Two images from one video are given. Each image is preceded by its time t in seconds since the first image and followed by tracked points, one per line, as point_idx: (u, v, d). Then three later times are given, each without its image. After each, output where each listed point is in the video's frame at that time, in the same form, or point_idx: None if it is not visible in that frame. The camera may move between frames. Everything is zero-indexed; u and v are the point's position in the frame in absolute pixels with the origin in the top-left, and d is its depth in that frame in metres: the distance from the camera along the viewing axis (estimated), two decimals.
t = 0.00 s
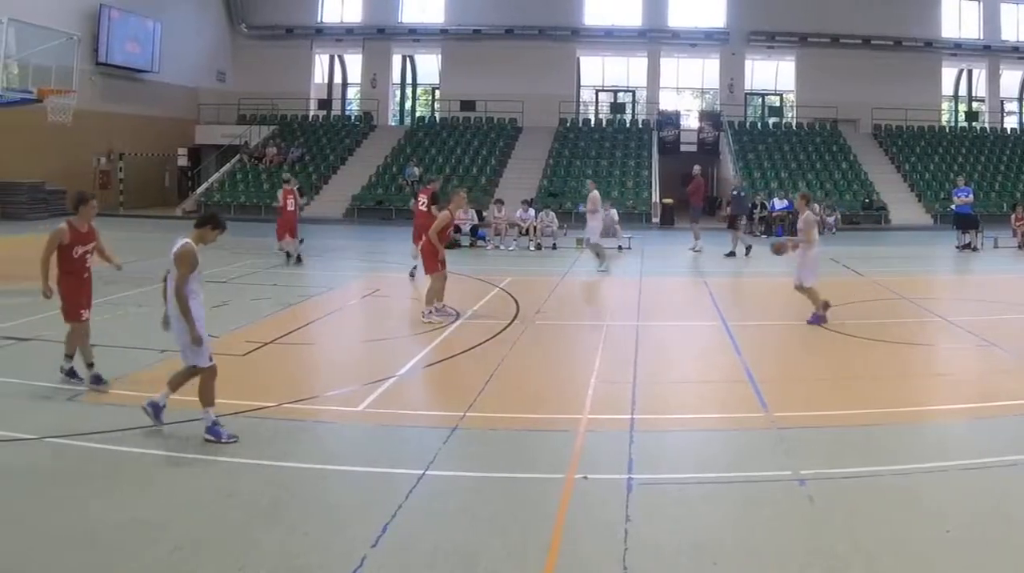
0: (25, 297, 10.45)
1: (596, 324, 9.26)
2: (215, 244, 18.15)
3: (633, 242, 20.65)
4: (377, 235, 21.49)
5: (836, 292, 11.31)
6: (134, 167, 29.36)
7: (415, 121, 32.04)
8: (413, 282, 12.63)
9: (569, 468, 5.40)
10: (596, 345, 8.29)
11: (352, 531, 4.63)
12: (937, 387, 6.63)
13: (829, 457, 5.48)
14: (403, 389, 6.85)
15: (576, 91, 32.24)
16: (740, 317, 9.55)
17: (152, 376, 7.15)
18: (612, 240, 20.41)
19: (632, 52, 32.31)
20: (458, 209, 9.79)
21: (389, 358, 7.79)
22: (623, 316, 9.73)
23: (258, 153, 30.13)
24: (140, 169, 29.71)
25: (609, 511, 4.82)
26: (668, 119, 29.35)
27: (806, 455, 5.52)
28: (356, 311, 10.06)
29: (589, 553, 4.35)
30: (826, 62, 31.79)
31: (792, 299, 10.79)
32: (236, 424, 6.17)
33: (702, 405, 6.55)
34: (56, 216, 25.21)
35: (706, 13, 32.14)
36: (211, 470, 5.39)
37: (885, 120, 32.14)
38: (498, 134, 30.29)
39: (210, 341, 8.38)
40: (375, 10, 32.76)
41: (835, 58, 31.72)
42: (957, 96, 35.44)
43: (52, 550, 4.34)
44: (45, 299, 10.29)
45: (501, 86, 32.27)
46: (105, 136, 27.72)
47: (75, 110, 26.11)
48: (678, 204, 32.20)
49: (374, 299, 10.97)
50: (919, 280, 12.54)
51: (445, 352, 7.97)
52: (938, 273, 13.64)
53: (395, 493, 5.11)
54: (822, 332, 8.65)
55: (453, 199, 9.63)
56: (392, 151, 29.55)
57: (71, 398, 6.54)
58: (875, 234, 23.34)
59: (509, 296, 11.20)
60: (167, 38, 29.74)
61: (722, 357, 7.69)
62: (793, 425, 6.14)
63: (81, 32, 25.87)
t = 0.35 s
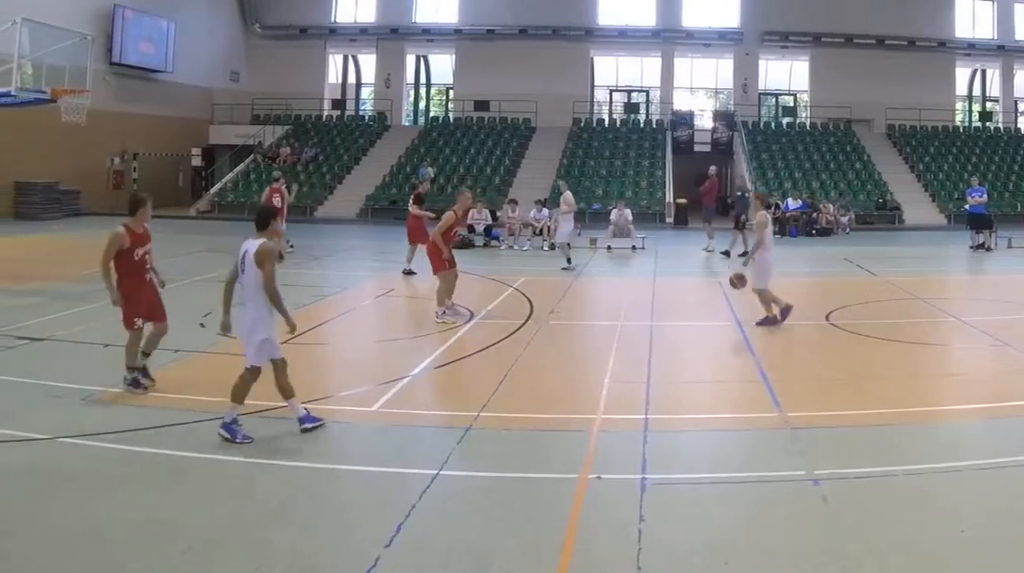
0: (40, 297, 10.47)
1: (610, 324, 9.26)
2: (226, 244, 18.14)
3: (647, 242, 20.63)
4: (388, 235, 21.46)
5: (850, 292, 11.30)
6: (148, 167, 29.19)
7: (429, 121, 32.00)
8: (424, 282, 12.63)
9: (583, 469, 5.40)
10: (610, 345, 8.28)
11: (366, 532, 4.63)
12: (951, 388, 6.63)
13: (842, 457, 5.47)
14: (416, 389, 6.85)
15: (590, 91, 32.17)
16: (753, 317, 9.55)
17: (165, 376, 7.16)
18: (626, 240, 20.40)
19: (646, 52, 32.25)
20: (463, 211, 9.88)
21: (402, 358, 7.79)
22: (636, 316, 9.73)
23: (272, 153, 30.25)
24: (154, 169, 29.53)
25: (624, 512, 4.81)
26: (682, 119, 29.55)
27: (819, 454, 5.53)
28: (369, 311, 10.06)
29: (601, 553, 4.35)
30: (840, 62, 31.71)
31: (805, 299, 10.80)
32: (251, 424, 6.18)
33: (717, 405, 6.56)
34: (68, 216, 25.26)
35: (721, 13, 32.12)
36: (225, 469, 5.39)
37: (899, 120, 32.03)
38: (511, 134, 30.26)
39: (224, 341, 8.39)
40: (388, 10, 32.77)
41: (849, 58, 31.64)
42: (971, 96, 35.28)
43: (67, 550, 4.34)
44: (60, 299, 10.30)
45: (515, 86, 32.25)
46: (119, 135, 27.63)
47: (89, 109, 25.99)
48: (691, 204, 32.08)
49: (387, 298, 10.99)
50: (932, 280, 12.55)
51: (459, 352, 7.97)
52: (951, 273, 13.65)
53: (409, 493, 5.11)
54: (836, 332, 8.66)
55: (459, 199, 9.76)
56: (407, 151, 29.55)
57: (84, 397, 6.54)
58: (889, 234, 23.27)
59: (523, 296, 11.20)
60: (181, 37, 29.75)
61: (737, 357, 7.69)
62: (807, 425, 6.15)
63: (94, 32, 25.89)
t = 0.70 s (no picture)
0: (53, 296, 10.48)
1: (622, 324, 9.27)
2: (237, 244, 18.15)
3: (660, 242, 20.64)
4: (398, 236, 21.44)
5: (862, 292, 11.30)
6: (160, 168, 29.33)
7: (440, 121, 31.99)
8: (434, 282, 12.63)
9: (595, 469, 5.40)
10: (624, 345, 8.28)
11: (378, 532, 4.63)
12: (965, 387, 6.63)
13: (854, 457, 5.48)
14: (429, 389, 6.84)
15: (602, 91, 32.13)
16: (765, 316, 9.56)
17: (177, 376, 7.16)
18: (639, 239, 20.40)
19: (658, 52, 32.22)
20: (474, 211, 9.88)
21: (415, 358, 7.79)
22: (648, 316, 9.74)
23: (284, 153, 30.08)
24: (167, 170, 29.68)
25: (636, 512, 4.81)
26: (694, 119, 29.35)
27: (831, 454, 5.52)
28: (382, 311, 10.06)
29: (614, 553, 4.35)
30: (852, 62, 31.65)
31: (818, 299, 10.79)
32: (263, 424, 6.18)
33: (730, 406, 6.56)
34: (80, 216, 25.26)
35: (733, 13, 32.09)
36: (237, 470, 5.38)
37: (911, 120, 31.93)
38: (523, 133, 30.25)
39: (238, 341, 8.39)
40: (401, 10, 32.76)
41: (862, 58, 31.58)
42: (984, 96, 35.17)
43: (79, 550, 4.34)
44: (72, 299, 10.30)
45: (528, 86, 32.21)
46: (131, 136, 27.73)
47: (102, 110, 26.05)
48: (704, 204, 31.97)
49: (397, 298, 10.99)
50: (944, 279, 12.55)
51: (472, 353, 7.96)
52: (964, 273, 13.65)
53: (421, 493, 5.11)
54: (849, 332, 8.66)
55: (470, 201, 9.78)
56: (419, 152, 29.51)
57: (96, 397, 6.54)
58: (901, 234, 23.21)
59: (536, 296, 11.20)
60: (194, 38, 29.82)
61: (749, 357, 7.69)
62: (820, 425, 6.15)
63: (107, 32, 25.93)
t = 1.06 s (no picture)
0: (68, 296, 10.49)
1: (635, 324, 9.27)
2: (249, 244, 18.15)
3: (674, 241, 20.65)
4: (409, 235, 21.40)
5: (875, 292, 11.30)
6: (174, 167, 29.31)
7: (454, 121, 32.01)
8: (444, 282, 12.63)
9: (609, 469, 5.40)
10: (637, 345, 8.27)
11: (392, 532, 4.63)
12: (980, 387, 6.62)
13: (867, 457, 5.48)
14: (442, 389, 6.84)
15: (617, 91, 32.04)
16: (779, 317, 9.56)
17: (190, 376, 7.16)
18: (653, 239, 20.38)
19: (672, 52, 32.13)
20: (486, 212, 9.97)
21: (428, 358, 7.78)
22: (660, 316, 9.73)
23: (298, 154, 30.08)
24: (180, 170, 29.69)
25: (650, 512, 4.80)
26: (708, 119, 29.47)
27: (844, 454, 5.52)
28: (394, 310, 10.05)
29: (628, 552, 4.35)
30: (867, 63, 31.41)
31: (833, 299, 10.78)
32: (277, 424, 6.18)
33: (742, 406, 6.56)
34: (94, 216, 25.22)
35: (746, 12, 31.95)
36: (251, 470, 5.38)
37: (925, 120, 31.71)
38: (537, 133, 30.22)
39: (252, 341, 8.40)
40: (415, 10, 32.73)
41: (878, 58, 31.35)
42: (998, 96, 35.06)
43: (93, 549, 4.35)
44: (86, 299, 10.30)
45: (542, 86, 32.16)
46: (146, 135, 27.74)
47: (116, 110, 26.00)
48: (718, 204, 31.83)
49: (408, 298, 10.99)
50: (960, 279, 12.53)
51: (485, 353, 7.96)
52: (979, 272, 13.63)
53: (435, 493, 5.11)
54: (862, 332, 8.66)
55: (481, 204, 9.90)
56: (432, 151, 29.42)
57: (109, 397, 6.54)
58: (916, 234, 23.12)
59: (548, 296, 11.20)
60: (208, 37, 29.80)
61: (763, 357, 7.69)
62: (834, 425, 6.14)
63: (121, 32, 25.92)
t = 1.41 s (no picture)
0: (80, 296, 10.48)
1: (646, 324, 9.27)
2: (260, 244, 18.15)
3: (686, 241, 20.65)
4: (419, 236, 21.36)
5: (888, 292, 11.30)
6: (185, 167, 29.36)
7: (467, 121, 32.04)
8: (453, 282, 12.61)
9: (621, 469, 5.40)
10: (650, 345, 8.27)
11: (404, 532, 4.63)
12: (994, 388, 6.62)
13: (879, 457, 5.48)
14: (456, 389, 6.84)
15: (629, 91, 32.01)
16: (790, 317, 9.56)
17: (204, 375, 7.16)
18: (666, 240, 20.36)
19: (684, 52, 32.10)
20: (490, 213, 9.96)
21: (440, 358, 7.79)
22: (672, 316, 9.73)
23: (310, 153, 30.09)
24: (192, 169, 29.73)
25: (662, 511, 4.80)
26: (720, 119, 29.34)
27: (857, 455, 5.51)
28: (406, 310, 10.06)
29: (640, 552, 4.35)
30: (880, 62, 31.33)
31: (845, 299, 10.78)
32: (289, 425, 6.18)
33: (755, 406, 6.57)
34: (105, 216, 25.18)
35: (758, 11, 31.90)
36: (264, 470, 5.38)
37: (937, 120, 31.58)
38: (549, 133, 30.20)
39: (264, 342, 8.41)
40: (427, 10, 32.77)
41: (889, 58, 31.25)
42: (1011, 97, 34.97)
43: (104, 549, 4.34)
44: (98, 299, 10.30)
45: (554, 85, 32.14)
46: (158, 135, 27.73)
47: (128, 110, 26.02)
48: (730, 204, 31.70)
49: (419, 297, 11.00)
50: (974, 280, 12.52)
51: (498, 353, 7.96)
52: (991, 273, 13.62)
53: (448, 493, 5.11)
54: (874, 332, 8.67)
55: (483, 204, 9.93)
56: (445, 152, 29.42)
57: (123, 397, 6.54)
58: (929, 234, 23.06)
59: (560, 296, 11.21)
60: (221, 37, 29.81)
61: (776, 357, 7.69)
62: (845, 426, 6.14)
63: (133, 32, 25.91)
